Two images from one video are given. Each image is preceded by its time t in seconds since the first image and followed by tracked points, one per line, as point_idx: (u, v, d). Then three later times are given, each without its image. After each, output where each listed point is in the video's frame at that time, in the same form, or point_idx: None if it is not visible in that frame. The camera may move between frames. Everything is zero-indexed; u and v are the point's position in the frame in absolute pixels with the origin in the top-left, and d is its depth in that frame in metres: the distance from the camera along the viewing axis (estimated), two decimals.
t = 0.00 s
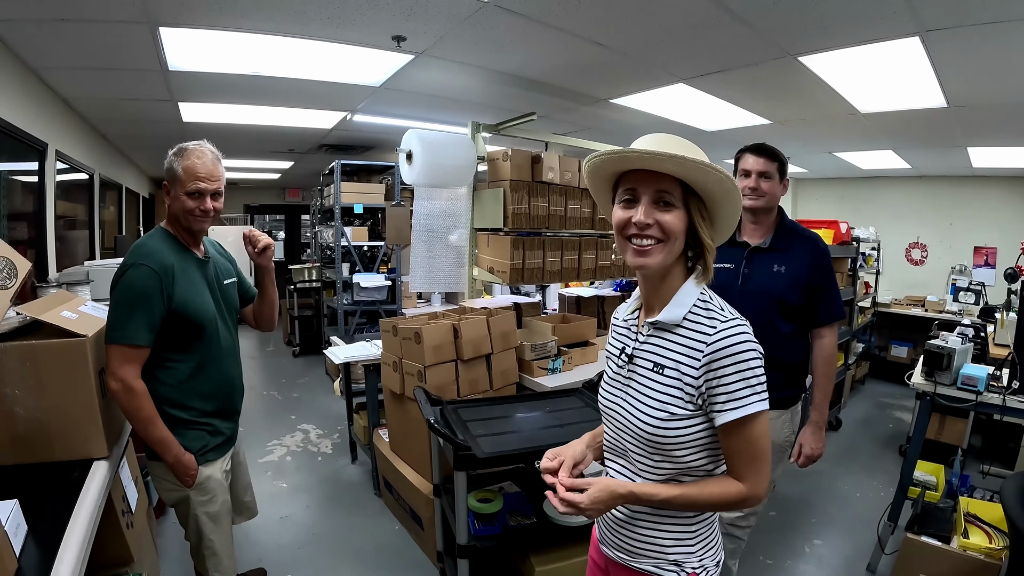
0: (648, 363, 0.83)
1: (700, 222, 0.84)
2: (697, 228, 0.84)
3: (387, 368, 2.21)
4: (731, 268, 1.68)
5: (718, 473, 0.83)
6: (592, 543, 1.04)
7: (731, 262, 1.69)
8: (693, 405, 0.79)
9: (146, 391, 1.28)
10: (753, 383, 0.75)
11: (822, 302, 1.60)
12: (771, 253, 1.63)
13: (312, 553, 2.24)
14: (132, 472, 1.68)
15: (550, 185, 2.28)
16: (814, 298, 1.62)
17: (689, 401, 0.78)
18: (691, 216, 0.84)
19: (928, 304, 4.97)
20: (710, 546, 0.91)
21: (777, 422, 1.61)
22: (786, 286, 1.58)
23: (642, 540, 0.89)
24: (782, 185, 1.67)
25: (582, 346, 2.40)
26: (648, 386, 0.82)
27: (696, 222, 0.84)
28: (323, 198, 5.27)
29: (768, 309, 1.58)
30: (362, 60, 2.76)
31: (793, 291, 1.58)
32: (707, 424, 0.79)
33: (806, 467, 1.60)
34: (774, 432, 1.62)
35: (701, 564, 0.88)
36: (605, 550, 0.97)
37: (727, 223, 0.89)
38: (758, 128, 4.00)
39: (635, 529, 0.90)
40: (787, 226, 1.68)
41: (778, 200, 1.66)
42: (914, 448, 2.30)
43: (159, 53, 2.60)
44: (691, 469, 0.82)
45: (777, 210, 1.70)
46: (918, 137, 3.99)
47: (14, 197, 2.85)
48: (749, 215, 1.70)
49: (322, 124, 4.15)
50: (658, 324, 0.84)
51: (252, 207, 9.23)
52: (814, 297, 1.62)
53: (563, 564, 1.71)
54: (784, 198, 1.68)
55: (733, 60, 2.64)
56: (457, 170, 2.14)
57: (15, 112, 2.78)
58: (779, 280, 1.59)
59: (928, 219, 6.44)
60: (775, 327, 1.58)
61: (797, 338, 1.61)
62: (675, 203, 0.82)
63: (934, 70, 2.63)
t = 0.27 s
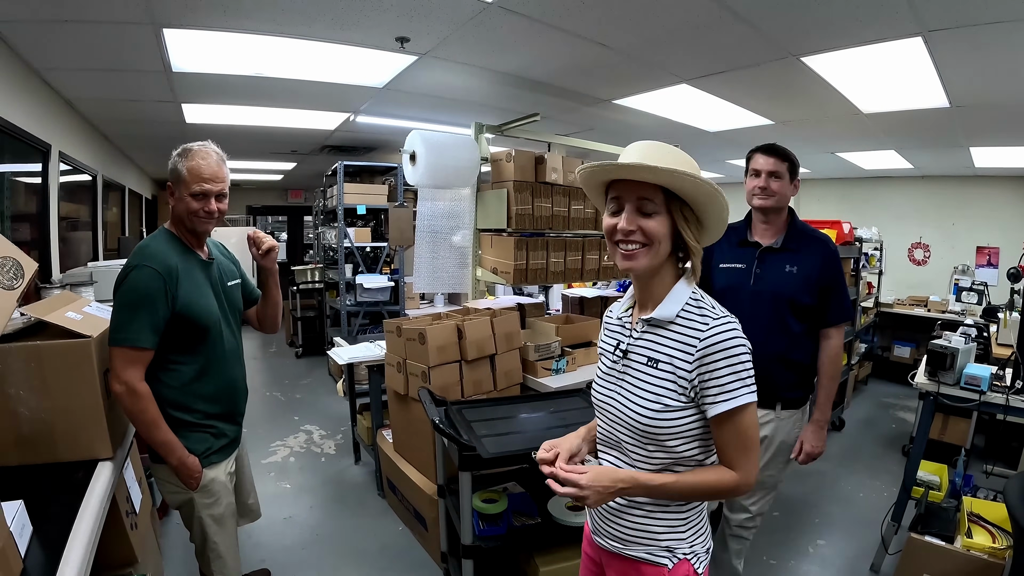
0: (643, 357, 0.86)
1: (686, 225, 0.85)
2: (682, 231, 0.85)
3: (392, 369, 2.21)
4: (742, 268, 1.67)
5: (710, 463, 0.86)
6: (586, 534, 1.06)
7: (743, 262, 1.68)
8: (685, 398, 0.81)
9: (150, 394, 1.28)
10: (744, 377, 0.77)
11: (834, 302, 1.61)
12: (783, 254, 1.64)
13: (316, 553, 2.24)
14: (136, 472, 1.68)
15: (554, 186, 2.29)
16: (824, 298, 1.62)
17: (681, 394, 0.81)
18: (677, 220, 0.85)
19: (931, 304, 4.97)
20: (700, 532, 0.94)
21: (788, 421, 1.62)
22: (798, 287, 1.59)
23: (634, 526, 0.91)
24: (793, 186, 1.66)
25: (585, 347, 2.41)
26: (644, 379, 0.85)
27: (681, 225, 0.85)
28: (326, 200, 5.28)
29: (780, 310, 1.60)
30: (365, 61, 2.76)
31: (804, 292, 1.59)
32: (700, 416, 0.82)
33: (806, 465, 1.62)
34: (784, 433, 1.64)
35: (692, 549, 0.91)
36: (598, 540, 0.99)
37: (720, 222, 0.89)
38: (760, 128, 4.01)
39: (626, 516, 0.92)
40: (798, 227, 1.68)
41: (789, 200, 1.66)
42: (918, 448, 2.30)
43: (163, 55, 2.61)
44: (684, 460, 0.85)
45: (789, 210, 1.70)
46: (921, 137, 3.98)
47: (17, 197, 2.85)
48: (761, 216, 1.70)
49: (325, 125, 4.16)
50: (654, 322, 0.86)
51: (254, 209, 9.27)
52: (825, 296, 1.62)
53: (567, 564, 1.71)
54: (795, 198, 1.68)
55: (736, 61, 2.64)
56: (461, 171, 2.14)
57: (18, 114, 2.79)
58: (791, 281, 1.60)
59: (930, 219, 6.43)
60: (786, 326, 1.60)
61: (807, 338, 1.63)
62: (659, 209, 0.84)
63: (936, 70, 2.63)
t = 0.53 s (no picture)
0: (638, 352, 0.89)
1: (650, 249, 0.87)
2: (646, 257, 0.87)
3: (393, 370, 2.21)
4: (746, 271, 1.68)
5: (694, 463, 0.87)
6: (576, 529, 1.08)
7: (746, 266, 1.68)
8: (675, 394, 0.84)
9: (150, 395, 1.27)
10: (734, 379, 0.79)
11: (838, 303, 1.61)
12: (787, 257, 1.63)
13: (316, 553, 2.24)
14: (137, 473, 1.68)
15: (555, 187, 2.29)
16: (828, 300, 1.62)
17: (672, 390, 0.84)
18: (640, 247, 0.87)
19: (932, 305, 4.97)
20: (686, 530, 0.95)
21: (795, 422, 1.62)
22: (803, 290, 1.59)
23: (620, 519, 0.92)
24: (789, 188, 1.64)
25: (586, 348, 2.41)
26: (638, 373, 0.88)
27: (644, 251, 0.87)
28: (327, 200, 5.28)
29: (783, 313, 1.60)
30: (366, 62, 2.77)
31: (808, 294, 1.59)
32: (688, 414, 0.84)
33: (822, 466, 1.62)
34: (790, 434, 1.63)
35: (677, 546, 0.92)
36: (586, 534, 1.00)
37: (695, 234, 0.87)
38: (761, 129, 4.01)
39: (613, 509, 0.94)
40: (800, 229, 1.67)
41: (783, 202, 1.64)
42: (919, 449, 2.30)
43: (164, 55, 2.61)
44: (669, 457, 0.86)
45: (789, 211, 1.68)
46: (922, 138, 3.99)
47: (19, 197, 2.86)
48: (760, 219, 1.70)
49: (326, 126, 4.17)
50: (651, 319, 0.89)
51: (255, 209, 9.28)
52: (829, 298, 1.62)
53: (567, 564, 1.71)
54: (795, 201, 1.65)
55: (737, 62, 2.64)
56: (462, 172, 2.14)
57: (20, 114, 2.79)
58: (796, 284, 1.60)
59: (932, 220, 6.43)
60: (791, 328, 1.60)
61: (812, 339, 1.63)
62: (618, 239, 0.87)
63: (937, 71, 2.64)
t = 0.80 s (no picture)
0: (621, 354, 0.90)
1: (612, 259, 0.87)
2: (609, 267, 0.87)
3: (394, 370, 2.21)
4: (747, 274, 1.68)
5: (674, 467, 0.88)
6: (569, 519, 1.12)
7: (747, 268, 1.69)
8: (651, 399, 0.86)
9: (152, 397, 1.27)
10: (708, 389, 0.79)
11: (840, 305, 1.60)
12: (789, 259, 1.63)
13: (317, 553, 2.25)
14: (138, 472, 1.68)
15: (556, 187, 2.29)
16: (829, 301, 1.62)
17: (647, 394, 0.85)
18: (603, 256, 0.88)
19: (932, 305, 4.97)
20: (666, 534, 0.94)
21: (796, 423, 1.63)
22: (805, 292, 1.59)
23: (598, 515, 0.95)
24: (789, 188, 1.63)
25: (586, 348, 2.41)
26: (617, 374, 0.90)
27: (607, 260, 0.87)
28: (328, 201, 5.28)
29: (785, 314, 1.60)
30: (367, 62, 2.77)
31: (810, 296, 1.59)
32: (663, 419, 0.85)
33: (823, 467, 1.62)
34: (791, 434, 1.63)
35: (652, 548, 0.92)
36: (570, 528, 1.03)
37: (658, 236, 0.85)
38: (762, 130, 4.01)
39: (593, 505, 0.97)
40: (802, 230, 1.67)
41: (783, 203, 1.64)
42: (919, 449, 2.30)
43: (165, 55, 2.61)
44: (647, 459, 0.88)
45: (791, 211, 1.68)
46: (922, 138, 3.99)
47: (20, 197, 2.86)
48: (761, 221, 1.70)
49: (327, 126, 4.17)
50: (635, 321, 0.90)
51: (255, 209, 9.29)
52: (831, 299, 1.62)
53: (568, 564, 1.71)
54: (796, 200, 1.65)
55: (738, 62, 2.64)
56: (462, 172, 2.14)
57: (20, 114, 2.79)
58: (797, 286, 1.60)
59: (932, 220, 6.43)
60: (792, 330, 1.60)
61: (814, 341, 1.63)
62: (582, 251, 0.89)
63: (938, 71, 2.64)
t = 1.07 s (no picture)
0: (591, 358, 0.90)
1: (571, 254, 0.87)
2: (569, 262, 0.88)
3: (395, 371, 2.22)
4: (750, 275, 1.69)
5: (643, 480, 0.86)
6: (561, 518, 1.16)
7: (751, 270, 1.70)
8: (610, 408, 0.85)
9: (154, 399, 1.27)
10: (659, 405, 0.75)
11: (844, 307, 1.59)
12: (792, 261, 1.63)
13: (318, 555, 2.25)
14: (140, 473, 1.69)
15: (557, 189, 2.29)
16: (833, 303, 1.61)
17: (605, 402, 0.85)
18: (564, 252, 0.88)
19: (934, 306, 4.97)
20: (633, 549, 0.94)
21: (798, 424, 1.63)
22: (808, 294, 1.59)
23: (568, 519, 0.99)
24: (792, 190, 1.63)
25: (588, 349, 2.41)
26: (585, 379, 0.90)
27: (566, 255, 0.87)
28: (329, 202, 5.29)
29: (788, 317, 1.60)
30: (368, 64, 2.78)
31: (814, 298, 1.58)
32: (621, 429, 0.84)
33: (817, 468, 1.62)
34: (793, 435, 1.64)
35: (614, 561, 0.93)
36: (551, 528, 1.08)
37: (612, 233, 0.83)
38: (763, 131, 4.01)
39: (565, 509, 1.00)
40: (805, 230, 1.67)
41: (785, 206, 1.63)
42: (920, 451, 2.30)
43: (167, 57, 2.62)
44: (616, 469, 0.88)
45: (794, 214, 1.68)
46: (924, 139, 3.99)
47: (22, 198, 2.86)
48: (763, 222, 1.70)
49: (328, 127, 4.17)
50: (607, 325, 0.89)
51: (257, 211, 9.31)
52: (834, 301, 1.61)
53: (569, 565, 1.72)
54: (797, 203, 1.65)
55: (739, 64, 2.65)
56: (464, 174, 2.14)
57: (22, 115, 2.80)
58: (800, 288, 1.60)
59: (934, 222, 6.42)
60: (795, 332, 1.60)
61: (817, 343, 1.63)
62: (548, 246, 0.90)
63: (939, 73, 2.64)
